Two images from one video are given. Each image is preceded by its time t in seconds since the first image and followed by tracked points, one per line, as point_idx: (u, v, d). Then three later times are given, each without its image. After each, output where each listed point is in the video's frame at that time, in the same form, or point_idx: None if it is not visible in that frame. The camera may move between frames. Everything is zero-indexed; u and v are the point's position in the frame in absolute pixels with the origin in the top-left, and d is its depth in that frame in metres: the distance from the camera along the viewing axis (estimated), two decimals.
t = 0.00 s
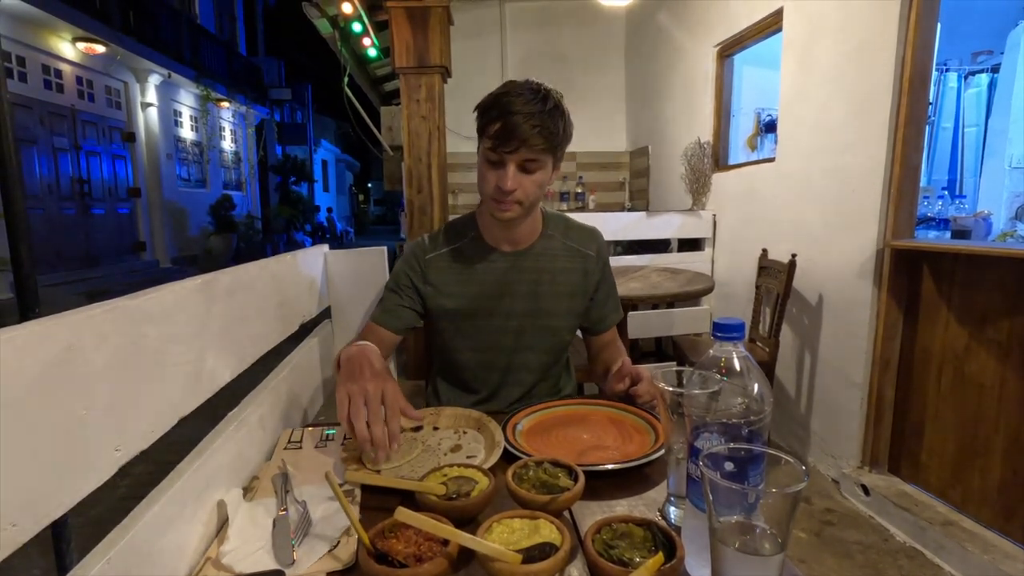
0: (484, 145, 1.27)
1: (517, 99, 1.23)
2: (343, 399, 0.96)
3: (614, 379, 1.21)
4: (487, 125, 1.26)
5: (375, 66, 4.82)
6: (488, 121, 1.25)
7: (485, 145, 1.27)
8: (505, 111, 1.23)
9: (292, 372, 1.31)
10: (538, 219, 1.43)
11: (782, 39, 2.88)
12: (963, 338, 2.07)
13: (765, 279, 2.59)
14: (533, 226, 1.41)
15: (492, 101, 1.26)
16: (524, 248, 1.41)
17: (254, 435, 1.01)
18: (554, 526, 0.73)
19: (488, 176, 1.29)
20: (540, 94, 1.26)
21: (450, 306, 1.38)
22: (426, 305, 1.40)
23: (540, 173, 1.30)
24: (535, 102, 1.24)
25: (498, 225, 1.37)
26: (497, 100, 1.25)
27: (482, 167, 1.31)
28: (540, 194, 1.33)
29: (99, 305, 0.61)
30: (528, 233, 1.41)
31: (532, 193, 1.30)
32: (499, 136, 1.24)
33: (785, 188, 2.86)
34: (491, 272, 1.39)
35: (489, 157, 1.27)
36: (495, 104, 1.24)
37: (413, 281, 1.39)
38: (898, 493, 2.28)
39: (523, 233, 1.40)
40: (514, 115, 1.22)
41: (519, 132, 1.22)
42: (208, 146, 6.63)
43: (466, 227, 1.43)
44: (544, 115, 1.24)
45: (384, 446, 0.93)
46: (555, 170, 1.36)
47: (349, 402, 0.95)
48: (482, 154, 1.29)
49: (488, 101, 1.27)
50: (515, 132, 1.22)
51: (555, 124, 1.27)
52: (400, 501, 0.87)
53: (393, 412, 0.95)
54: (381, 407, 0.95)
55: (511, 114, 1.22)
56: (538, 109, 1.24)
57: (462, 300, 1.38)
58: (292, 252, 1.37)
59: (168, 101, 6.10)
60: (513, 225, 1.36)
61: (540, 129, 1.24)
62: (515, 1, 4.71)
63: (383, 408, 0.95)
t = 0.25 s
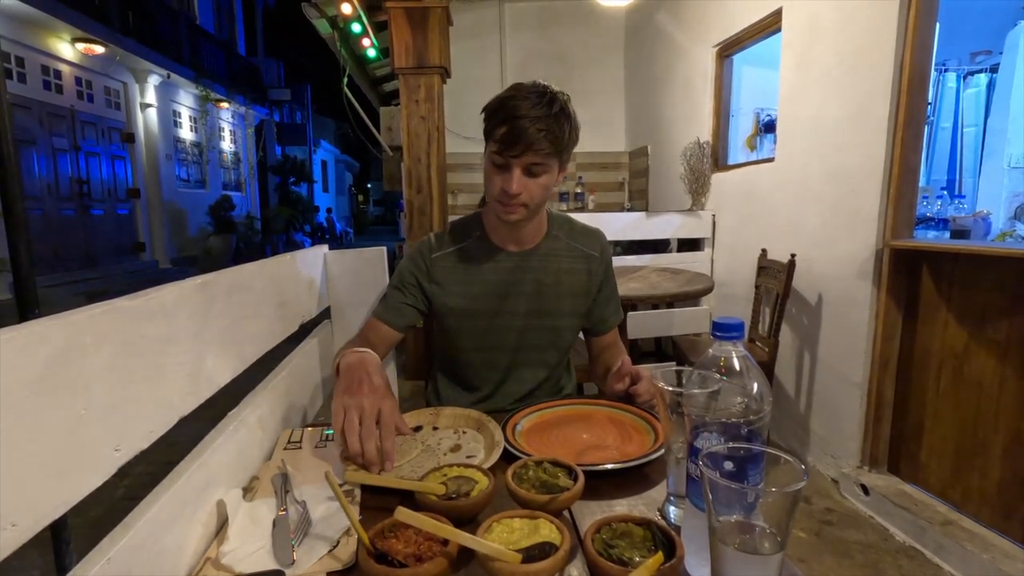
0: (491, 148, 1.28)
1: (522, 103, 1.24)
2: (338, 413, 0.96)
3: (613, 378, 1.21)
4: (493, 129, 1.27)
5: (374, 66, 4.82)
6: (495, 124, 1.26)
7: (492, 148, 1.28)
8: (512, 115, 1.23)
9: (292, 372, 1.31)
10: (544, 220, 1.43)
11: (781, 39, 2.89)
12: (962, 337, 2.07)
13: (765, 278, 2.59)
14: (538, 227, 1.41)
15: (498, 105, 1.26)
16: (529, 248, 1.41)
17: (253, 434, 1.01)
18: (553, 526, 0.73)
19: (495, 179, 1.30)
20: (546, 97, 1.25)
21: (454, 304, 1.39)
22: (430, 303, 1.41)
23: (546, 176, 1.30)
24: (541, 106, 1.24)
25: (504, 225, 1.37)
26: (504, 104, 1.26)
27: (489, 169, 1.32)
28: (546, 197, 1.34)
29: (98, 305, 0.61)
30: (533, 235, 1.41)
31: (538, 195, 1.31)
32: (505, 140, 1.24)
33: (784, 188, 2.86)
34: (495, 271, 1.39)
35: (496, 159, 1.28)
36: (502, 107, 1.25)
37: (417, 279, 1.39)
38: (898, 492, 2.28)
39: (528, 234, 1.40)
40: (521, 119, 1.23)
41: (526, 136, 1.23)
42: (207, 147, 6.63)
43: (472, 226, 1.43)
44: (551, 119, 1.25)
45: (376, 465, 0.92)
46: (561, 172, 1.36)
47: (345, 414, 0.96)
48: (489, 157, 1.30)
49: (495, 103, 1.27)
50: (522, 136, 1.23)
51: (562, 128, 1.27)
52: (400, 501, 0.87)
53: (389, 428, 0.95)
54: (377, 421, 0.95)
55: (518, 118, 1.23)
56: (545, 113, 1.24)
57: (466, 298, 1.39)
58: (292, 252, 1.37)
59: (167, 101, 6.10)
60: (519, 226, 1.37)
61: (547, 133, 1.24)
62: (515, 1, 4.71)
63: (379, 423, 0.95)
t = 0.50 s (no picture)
0: (497, 144, 1.28)
1: (529, 100, 1.24)
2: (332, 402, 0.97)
3: (611, 373, 1.20)
4: (500, 124, 1.26)
5: (371, 64, 4.81)
6: (502, 120, 1.26)
7: (498, 144, 1.28)
8: (519, 111, 1.23)
9: (289, 369, 1.31)
10: (547, 216, 1.43)
11: (779, 35, 2.88)
12: (959, 332, 2.07)
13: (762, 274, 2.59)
14: (541, 222, 1.41)
15: (505, 101, 1.26)
16: (532, 243, 1.41)
17: (251, 432, 1.01)
18: (551, 522, 0.73)
19: (502, 174, 1.30)
20: (553, 94, 1.25)
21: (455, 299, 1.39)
22: (432, 298, 1.41)
23: (552, 171, 1.31)
24: (548, 102, 1.24)
25: (509, 220, 1.37)
26: (511, 100, 1.25)
27: (496, 164, 1.32)
28: (552, 192, 1.34)
29: (92, 303, 0.61)
30: (537, 230, 1.41)
31: (544, 191, 1.31)
32: (513, 136, 1.24)
33: (782, 184, 2.86)
34: (497, 266, 1.39)
35: (503, 155, 1.28)
36: (509, 103, 1.25)
37: (420, 274, 1.40)
38: (895, 487, 2.29)
39: (532, 230, 1.40)
40: (528, 115, 1.23)
41: (534, 132, 1.23)
42: (204, 145, 6.61)
43: (476, 221, 1.44)
44: (558, 115, 1.25)
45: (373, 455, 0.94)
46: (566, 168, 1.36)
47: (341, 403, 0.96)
48: (496, 153, 1.30)
49: (501, 100, 1.27)
50: (530, 132, 1.23)
51: (568, 124, 1.27)
52: (397, 499, 0.87)
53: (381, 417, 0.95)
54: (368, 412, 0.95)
55: (525, 114, 1.23)
56: (552, 109, 1.24)
57: (468, 293, 1.39)
58: (290, 249, 1.37)
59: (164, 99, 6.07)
60: (524, 222, 1.37)
61: (554, 129, 1.25)
62: None
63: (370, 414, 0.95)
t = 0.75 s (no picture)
0: (500, 138, 1.28)
1: (532, 94, 1.24)
2: (366, 360, 0.98)
3: (613, 366, 1.19)
4: (503, 119, 1.27)
5: (369, 61, 4.80)
6: (505, 114, 1.26)
7: (501, 138, 1.28)
8: (523, 105, 1.24)
9: (289, 367, 1.31)
10: (547, 213, 1.43)
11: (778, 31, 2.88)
12: (958, 328, 2.07)
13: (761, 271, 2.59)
14: (542, 219, 1.41)
15: (508, 96, 1.26)
16: (533, 239, 1.42)
17: (250, 430, 1.01)
18: (550, 519, 0.73)
19: (505, 168, 1.30)
20: (555, 89, 1.26)
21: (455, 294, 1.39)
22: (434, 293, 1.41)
23: (555, 165, 1.30)
24: (551, 97, 1.25)
25: (511, 215, 1.37)
26: (514, 94, 1.26)
27: (498, 159, 1.31)
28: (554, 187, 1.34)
29: (90, 300, 0.61)
30: (537, 226, 1.41)
31: (547, 185, 1.31)
32: (516, 129, 1.24)
33: (781, 180, 2.86)
34: (498, 262, 1.40)
35: (506, 149, 1.28)
36: (513, 97, 1.25)
37: (421, 269, 1.40)
38: (895, 483, 2.29)
39: (533, 225, 1.40)
40: (531, 109, 1.23)
41: (537, 125, 1.23)
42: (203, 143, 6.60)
43: (477, 218, 1.44)
44: (561, 109, 1.25)
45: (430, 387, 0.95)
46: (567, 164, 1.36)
47: (376, 357, 0.97)
48: (499, 147, 1.30)
49: (504, 95, 1.27)
50: (533, 125, 1.23)
51: (570, 119, 1.27)
52: (396, 496, 0.87)
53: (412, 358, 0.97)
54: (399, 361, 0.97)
55: (528, 108, 1.23)
56: (555, 103, 1.25)
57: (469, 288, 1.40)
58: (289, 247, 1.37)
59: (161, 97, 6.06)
60: (526, 216, 1.37)
61: (557, 123, 1.25)
62: None
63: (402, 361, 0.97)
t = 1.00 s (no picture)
0: (494, 137, 1.28)
1: (525, 92, 1.24)
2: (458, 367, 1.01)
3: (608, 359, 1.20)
4: (497, 117, 1.26)
5: (362, 59, 4.78)
6: (499, 112, 1.26)
7: (495, 136, 1.28)
8: (516, 102, 1.24)
9: (281, 367, 1.30)
10: (541, 211, 1.43)
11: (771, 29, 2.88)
12: (950, 325, 2.08)
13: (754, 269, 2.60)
14: (536, 217, 1.41)
15: (501, 94, 1.26)
16: (528, 238, 1.41)
17: (241, 430, 1.00)
18: (542, 517, 0.73)
19: (500, 166, 1.30)
20: (548, 86, 1.26)
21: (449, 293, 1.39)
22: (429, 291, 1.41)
23: (549, 162, 1.30)
24: (543, 95, 1.25)
25: (506, 213, 1.37)
26: (508, 92, 1.26)
27: (492, 157, 1.31)
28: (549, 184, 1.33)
29: (76, 300, 0.60)
30: (531, 224, 1.41)
31: (542, 182, 1.31)
32: (510, 127, 1.24)
33: (774, 178, 2.87)
34: (492, 261, 1.39)
35: (500, 147, 1.28)
36: (505, 96, 1.25)
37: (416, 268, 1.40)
38: (888, 479, 2.31)
39: (528, 223, 1.40)
40: (524, 107, 1.23)
41: (531, 122, 1.23)
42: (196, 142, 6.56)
43: (472, 216, 1.43)
44: (554, 106, 1.25)
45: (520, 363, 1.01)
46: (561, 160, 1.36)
47: (461, 362, 1.02)
48: (493, 146, 1.29)
49: (497, 93, 1.27)
50: (527, 123, 1.23)
51: (564, 116, 1.27)
52: (389, 495, 0.87)
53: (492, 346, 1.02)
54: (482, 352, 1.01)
55: (521, 105, 1.23)
56: (547, 101, 1.25)
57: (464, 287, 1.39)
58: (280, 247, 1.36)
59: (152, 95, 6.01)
60: (521, 214, 1.36)
61: (551, 120, 1.25)
62: None
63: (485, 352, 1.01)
